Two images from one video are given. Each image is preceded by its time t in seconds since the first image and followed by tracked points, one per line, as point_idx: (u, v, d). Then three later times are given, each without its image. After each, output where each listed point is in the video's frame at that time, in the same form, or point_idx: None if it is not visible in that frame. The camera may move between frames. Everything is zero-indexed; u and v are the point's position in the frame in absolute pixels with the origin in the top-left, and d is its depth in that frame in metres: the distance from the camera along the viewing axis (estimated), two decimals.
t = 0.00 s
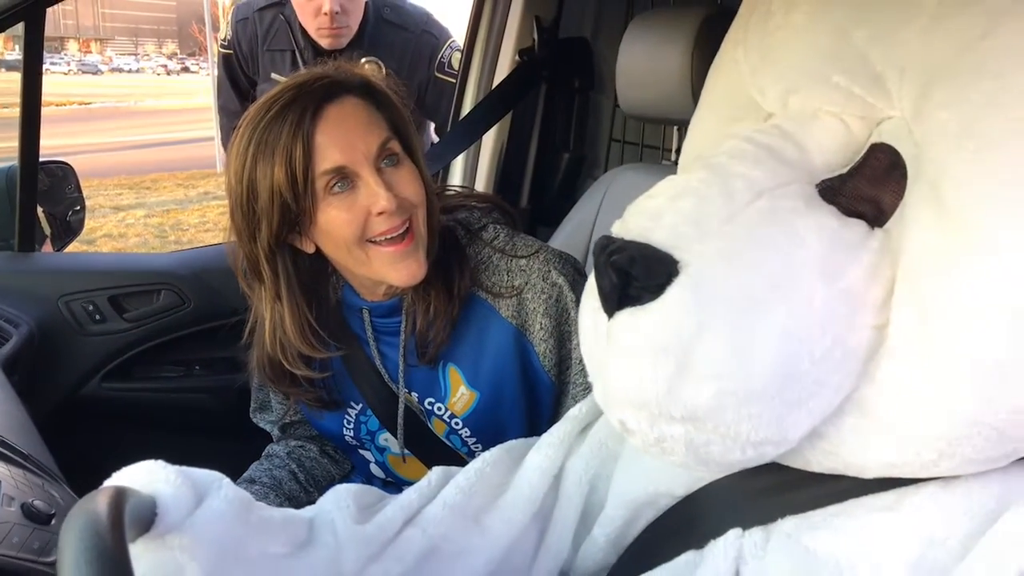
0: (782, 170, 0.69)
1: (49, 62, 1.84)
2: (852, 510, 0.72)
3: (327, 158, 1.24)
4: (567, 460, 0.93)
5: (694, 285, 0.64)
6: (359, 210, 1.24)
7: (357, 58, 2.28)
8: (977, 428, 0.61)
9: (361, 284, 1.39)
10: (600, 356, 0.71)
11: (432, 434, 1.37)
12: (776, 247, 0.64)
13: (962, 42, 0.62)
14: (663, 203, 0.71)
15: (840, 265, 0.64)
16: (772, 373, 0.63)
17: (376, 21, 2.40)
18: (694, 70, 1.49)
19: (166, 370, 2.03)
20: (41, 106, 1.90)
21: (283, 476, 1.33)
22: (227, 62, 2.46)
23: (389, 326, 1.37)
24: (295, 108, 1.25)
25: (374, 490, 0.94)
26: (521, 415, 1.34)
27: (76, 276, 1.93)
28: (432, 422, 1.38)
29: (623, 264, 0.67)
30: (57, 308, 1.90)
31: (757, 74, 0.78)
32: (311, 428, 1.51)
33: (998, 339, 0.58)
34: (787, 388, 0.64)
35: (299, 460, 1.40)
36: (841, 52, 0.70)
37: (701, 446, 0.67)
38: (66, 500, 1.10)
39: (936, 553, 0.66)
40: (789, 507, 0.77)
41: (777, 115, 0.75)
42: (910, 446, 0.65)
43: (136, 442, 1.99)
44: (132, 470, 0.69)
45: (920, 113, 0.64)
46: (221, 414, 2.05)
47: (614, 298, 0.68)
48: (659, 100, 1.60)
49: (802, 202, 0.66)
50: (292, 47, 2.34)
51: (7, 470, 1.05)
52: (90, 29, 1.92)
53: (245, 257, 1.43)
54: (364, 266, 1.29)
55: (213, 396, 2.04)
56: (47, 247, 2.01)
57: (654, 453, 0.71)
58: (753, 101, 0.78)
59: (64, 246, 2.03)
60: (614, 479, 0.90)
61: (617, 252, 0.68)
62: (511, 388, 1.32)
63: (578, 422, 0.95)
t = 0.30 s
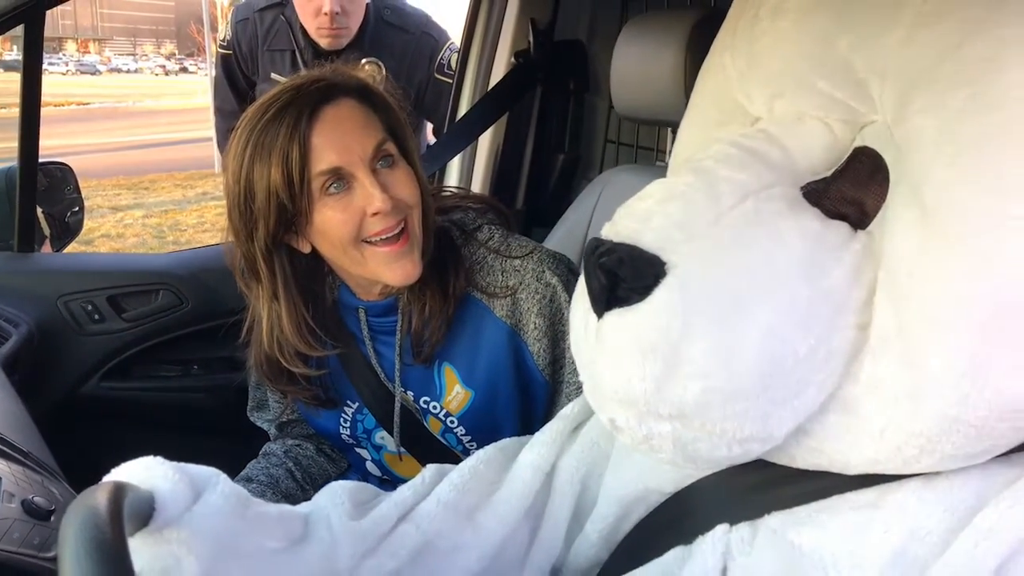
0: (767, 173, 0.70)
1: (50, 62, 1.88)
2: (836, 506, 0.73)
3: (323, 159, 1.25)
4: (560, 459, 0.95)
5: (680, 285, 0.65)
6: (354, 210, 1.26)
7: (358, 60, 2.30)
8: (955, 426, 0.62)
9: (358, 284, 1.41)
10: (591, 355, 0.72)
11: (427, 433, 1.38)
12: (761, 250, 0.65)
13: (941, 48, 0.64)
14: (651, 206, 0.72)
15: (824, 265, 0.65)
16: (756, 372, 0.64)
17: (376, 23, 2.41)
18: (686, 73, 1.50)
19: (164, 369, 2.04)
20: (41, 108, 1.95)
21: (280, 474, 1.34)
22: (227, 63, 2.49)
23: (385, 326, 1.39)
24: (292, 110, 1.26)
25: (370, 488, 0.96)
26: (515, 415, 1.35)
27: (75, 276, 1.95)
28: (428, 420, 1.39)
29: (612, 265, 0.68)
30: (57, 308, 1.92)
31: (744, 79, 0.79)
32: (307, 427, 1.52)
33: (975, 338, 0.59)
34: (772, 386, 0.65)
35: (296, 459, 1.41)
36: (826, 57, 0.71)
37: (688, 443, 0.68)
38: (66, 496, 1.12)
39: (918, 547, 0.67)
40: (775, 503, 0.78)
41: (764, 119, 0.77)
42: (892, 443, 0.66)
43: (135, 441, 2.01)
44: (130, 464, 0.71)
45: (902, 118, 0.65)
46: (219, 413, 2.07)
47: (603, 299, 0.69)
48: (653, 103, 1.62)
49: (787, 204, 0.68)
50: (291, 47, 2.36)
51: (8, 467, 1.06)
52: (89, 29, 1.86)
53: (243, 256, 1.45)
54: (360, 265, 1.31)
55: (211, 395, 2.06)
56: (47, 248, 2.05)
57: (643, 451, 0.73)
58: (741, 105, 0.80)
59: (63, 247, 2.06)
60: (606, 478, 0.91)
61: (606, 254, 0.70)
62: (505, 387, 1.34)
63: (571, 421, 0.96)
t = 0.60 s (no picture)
0: (747, 177, 0.73)
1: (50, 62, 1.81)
2: (815, 501, 0.75)
3: (314, 167, 1.27)
4: (550, 456, 0.97)
5: (662, 287, 0.68)
6: (345, 217, 1.28)
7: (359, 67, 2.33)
8: (926, 423, 0.65)
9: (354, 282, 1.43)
10: (577, 355, 0.74)
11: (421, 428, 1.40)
12: (741, 253, 0.67)
13: (913, 58, 0.66)
14: (636, 210, 0.74)
15: (802, 267, 0.67)
16: (736, 370, 0.67)
17: (374, 24, 2.41)
18: (677, 76, 1.53)
19: (163, 368, 2.06)
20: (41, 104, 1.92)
21: (276, 472, 1.36)
22: (224, 63, 2.46)
23: (379, 322, 1.42)
24: (284, 119, 1.28)
25: (364, 484, 0.98)
26: (507, 411, 1.37)
27: (74, 277, 1.97)
28: (421, 416, 1.42)
29: (597, 267, 0.70)
30: (56, 309, 1.94)
31: (726, 86, 0.82)
32: (304, 424, 1.54)
33: (944, 336, 0.62)
34: (751, 384, 0.68)
35: (292, 458, 1.43)
36: (804, 64, 0.73)
37: (671, 439, 0.71)
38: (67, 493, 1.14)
39: (892, 541, 0.70)
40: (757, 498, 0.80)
41: (745, 125, 0.79)
42: (866, 440, 0.68)
43: (133, 440, 2.03)
44: (131, 461, 0.73)
45: (876, 124, 0.68)
46: (216, 413, 2.09)
47: (588, 300, 0.71)
48: (646, 106, 1.64)
49: (766, 208, 0.70)
50: (292, 48, 2.36)
51: (10, 465, 1.08)
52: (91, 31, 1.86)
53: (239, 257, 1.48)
54: (352, 268, 1.33)
55: (208, 395, 2.08)
56: (47, 249, 2.04)
57: (628, 447, 0.75)
58: (723, 111, 0.82)
59: (63, 247, 2.05)
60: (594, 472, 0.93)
61: (592, 256, 0.72)
62: (497, 383, 1.36)
63: (560, 419, 0.99)
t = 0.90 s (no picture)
0: (726, 191, 0.75)
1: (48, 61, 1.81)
2: (793, 505, 0.78)
3: (263, 206, 1.26)
4: (539, 459, 0.99)
5: (643, 297, 0.70)
6: (285, 254, 1.30)
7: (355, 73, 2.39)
8: (896, 430, 0.67)
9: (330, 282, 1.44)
10: (563, 363, 0.77)
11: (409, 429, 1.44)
12: (719, 265, 0.70)
13: (882, 75, 0.69)
14: (619, 221, 0.77)
15: (778, 278, 0.70)
16: (714, 378, 0.69)
17: (369, 29, 2.44)
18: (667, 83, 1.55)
19: (161, 371, 2.09)
20: (41, 108, 1.94)
21: (272, 475, 1.38)
22: (220, 66, 2.46)
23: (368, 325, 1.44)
24: (242, 154, 1.25)
25: (357, 487, 1.00)
26: (492, 416, 1.41)
27: (73, 281, 1.99)
28: (410, 417, 1.45)
29: (580, 278, 0.73)
30: (56, 312, 1.96)
31: (708, 101, 0.84)
32: (299, 423, 1.57)
33: (910, 345, 0.64)
34: (729, 391, 0.70)
35: (288, 459, 1.45)
36: (780, 81, 0.76)
37: (654, 445, 0.73)
38: (66, 495, 1.16)
39: (866, 543, 0.72)
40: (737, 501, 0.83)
41: (726, 139, 0.82)
42: (841, 446, 0.70)
43: (132, 443, 2.05)
44: (130, 465, 0.75)
45: (849, 140, 0.70)
46: (215, 415, 2.11)
47: (572, 310, 0.74)
48: (637, 112, 1.66)
49: (743, 221, 0.72)
50: (287, 52, 2.39)
51: (11, 469, 1.11)
52: (89, 33, 1.84)
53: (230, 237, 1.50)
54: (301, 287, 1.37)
55: (206, 398, 2.09)
56: (46, 252, 2.07)
57: (613, 452, 0.77)
58: (705, 125, 0.85)
59: (62, 251, 2.09)
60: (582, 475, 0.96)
61: (576, 267, 0.74)
62: (482, 389, 1.40)
63: (550, 424, 1.01)
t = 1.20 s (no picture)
0: (713, 187, 0.77)
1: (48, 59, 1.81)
2: (779, 494, 0.80)
3: (333, 156, 1.32)
4: (533, 451, 1.01)
5: (632, 292, 0.72)
6: (354, 205, 1.34)
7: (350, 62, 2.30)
8: (878, 420, 0.69)
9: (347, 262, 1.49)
10: (554, 355, 0.79)
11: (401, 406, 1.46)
12: (707, 260, 0.71)
13: (864, 75, 0.70)
14: (609, 216, 0.79)
15: (763, 273, 0.71)
16: (699, 369, 0.71)
17: (363, 27, 2.43)
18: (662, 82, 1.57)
19: (159, 368, 2.10)
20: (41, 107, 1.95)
21: (269, 471, 1.41)
22: (217, 66, 2.48)
23: (367, 302, 1.50)
24: (306, 110, 1.32)
25: (354, 479, 1.02)
26: (480, 393, 1.41)
27: (73, 280, 2.01)
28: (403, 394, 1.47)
29: (571, 271, 0.74)
30: (55, 309, 1.98)
31: (697, 98, 0.86)
32: (297, 410, 1.58)
33: (888, 334, 0.66)
34: (715, 382, 0.72)
35: (285, 455, 1.48)
36: (766, 81, 0.78)
37: (641, 434, 0.75)
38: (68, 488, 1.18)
39: (849, 530, 0.74)
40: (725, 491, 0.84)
41: (715, 136, 0.83)
42: (824, 436, 0.72)
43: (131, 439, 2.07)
44: (129, 456, 0.77)
45: (832, 138, 0.72)
46: (213, 412, 2.13)
47: (562, 303, 0.76)
48: (632, 112, 1.67)
49: (730, 216, 0.74)
50: (281, 51, 2.40)
51: (12, 462, 1.13)
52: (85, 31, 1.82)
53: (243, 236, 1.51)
54: (355, 251, 1.39)
55: (205, 394, 2.12)
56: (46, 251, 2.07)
57: (602, 441, 0.79)
58: (694, 122, 0.86)
59: (61, 249, 2.09)
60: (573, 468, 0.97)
61: (566, 260, 0.76)
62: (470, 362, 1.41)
63: (543, 416, 1.02)
